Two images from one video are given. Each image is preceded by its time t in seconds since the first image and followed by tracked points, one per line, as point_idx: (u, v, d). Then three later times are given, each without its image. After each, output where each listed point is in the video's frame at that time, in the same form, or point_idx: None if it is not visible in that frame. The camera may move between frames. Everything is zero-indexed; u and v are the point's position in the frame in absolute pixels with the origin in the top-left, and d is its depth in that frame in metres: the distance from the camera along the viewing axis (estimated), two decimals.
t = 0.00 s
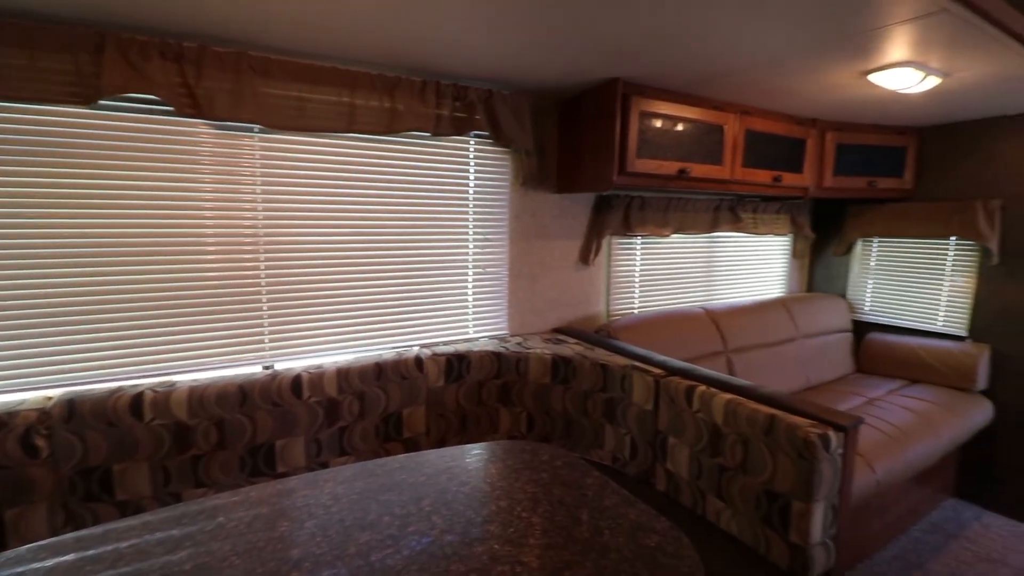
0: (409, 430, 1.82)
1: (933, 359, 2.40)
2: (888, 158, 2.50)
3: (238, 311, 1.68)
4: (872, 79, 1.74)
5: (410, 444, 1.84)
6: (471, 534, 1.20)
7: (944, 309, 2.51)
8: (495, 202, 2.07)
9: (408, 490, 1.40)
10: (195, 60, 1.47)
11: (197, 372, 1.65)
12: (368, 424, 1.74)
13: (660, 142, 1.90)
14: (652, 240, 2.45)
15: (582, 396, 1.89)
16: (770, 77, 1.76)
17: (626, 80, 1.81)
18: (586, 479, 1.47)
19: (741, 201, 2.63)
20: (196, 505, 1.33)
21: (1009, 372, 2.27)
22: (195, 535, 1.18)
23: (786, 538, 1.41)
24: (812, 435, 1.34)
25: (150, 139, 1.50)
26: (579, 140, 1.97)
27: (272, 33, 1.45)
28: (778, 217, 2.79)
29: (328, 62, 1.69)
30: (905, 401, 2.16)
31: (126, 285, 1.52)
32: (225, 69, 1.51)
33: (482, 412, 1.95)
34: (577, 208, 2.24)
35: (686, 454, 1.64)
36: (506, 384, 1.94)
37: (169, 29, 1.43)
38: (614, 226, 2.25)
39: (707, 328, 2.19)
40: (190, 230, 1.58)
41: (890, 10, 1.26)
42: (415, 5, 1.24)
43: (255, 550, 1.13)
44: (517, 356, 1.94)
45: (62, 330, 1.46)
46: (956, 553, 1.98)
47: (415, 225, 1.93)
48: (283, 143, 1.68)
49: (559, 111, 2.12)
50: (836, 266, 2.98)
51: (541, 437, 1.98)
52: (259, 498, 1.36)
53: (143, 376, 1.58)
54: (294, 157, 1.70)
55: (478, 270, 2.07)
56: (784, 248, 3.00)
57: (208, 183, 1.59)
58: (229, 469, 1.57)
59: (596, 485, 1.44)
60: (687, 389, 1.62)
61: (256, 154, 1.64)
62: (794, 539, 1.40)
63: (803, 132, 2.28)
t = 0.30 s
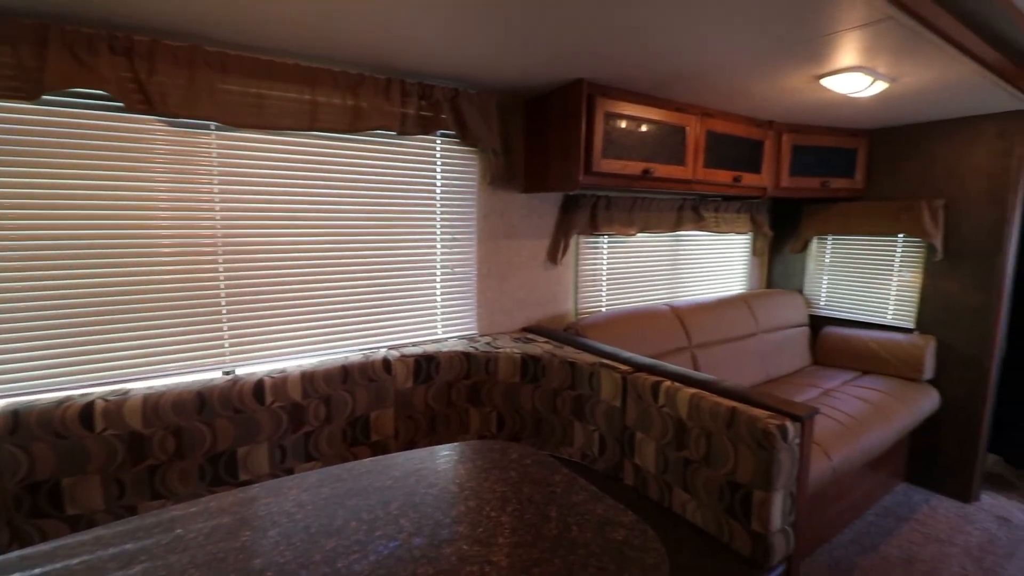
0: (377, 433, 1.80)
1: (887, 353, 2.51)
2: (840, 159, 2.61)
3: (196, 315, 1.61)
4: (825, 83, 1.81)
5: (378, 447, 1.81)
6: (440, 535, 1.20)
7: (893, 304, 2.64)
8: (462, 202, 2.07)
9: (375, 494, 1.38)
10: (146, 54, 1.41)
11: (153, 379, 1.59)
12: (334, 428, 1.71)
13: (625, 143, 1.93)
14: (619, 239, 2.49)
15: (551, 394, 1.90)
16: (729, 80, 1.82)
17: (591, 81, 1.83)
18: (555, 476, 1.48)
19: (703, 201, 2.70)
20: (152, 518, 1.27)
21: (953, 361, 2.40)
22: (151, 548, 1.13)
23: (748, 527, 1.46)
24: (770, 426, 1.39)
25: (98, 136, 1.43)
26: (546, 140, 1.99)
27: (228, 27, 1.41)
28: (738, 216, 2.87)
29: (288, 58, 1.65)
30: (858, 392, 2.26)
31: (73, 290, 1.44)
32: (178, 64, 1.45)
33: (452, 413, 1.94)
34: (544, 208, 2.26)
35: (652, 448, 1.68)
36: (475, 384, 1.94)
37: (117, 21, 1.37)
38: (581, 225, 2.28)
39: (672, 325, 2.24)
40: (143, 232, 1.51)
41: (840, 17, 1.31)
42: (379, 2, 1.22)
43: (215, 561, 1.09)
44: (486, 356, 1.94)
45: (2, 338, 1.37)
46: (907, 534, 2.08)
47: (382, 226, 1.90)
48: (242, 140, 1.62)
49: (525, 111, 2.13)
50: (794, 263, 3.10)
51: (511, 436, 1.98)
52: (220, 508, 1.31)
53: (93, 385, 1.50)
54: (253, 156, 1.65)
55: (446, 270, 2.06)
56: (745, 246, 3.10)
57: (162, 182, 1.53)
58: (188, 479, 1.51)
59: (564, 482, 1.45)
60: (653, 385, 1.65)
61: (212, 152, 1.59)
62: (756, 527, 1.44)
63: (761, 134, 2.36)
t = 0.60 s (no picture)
0: (358, 436, 1.78)
1: (860, 349, 2.58)
2: (814, 160, 2.67)
3: (170, 317, 1.58)
4: (799, 86, 1.85)
5: (360, 449, 1.80)
6: (422, 537, 1.19)
7: (866, 301, 2.71)
8: (444, 201, 2.06)
9: (356, 497, 1.36)
10: (116, 49, 1.37)
11: (125, 383, 1.54)
12: (314, 431, 1.69)
13: (605, 143, 1.94)
14: (600, 239, 2.51)
15: (534, 393, 1.91)
16: (707, 82, 1.85)
17: (571, 82, 1.84)
18: (537, 475, 1.48)
19: (682, 201, 2.73)
20: (126, 525, 1.24)
21: (922, 357, 2.48)
22: (124, 556, 1.10)
23: (727, 521, 1.48)
24: (748, 422, 1.41)
25: (66, 133, 1.39)
26: (527, 140, 1.99)
27: (202, 22, 1.38)
28: (716, 216, 2.91)
29: (264, 55, 1.63)
30: (833, 387, 2.32)
31: (39, 292, 1.39)
32: (150, 60, 1.42)
33: (434, 414, 1.93)
34: (525, 207, 2.27)
35: (633, 445, 1.69)
36: (458, 384, 1.93)
37: (85, 16, 1.33)
38: (563, 225, 2.29)
39: (652, 323, 2.26)
40: (114, 232, 1.47)
41: (813, 20, 1.35)
42: None
43: (191, 568, 1.06)
44: (468, 356, 1.93)
45: None
46: (880, 526, 2.15)
47: (362, 225, 1.89)
48: (217, 139, 1.59)
49: (505, 111, 2.13)
50: (771, 261, 3.16)
51: (494, 436, 1.98)
52: (197, 513, 1.29)
53: (62, 390, 1.45)
54: (228, 155, 1.61)
55: (428, 270, 2.05)
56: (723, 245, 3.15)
57: (134, 181, 1.49)
58: (163, 485, 1.47)
59: (546, 481, 1.45)
60: (634, 383, 1.67)
61: (186, 151, 1.55)
62: (734, 522, 1.47)
63: (737, 135, 2.41)
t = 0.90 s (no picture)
0: (339, 438, 1.76)
1: (835, 346, 2.63)
2: (790, 161, 2.73)
3: (144, 319, 1.54)
4: (775, 89, 1.89)
5: (340, 452, 1.78)
6: (404, 540, 1.18)
7: (840, 300, 2.78)
8: (425, 202, 2.05)
9: (335, 501, 1.35)
10: (86, 44, 1.33)
11: (96, 388, 1.50)
12: (293, 434, 1.67)
13: (586, 144, 1.95)
14: (581, 239, 2.53)
15: (516, 393, 1.91)
16: (685, 84, 1.87)
17: (552, 82, 1.85)
18: (519, 475, 1.49)
19: (662, 201, 2.76)
20: (97, 533, 1.21)
21: (894, 353, 2.55)
22: (95, 567, 1.07)
23: (707, 517, 1.50)
24: (727, 419, 1.43)
25: (33, 131, 1.34)
26: (508, 140, 1.99)
27: (176, 17, 1.34)
28: (695, 216, 2.95)
29: (240, 52, 1.59)
30: (809, 384, 2.37)
31: (4, 294, 1.34)
32: (121, 56, 1.38)
33: (416, 415, 1.92)
34: (507, 208, 2.26)
35: (615, 444, 1.71)
36: (439, 385, 1.93)
37: (52, 9, 1.29)
38: (544, 225, 2.29)
39: (633, 322, 2.28)
40: (84, 233, 1.43)
41: (788, 24, 1.37)
42: None
43: None
44: (450, 356, 1.92)
45: None
46: (855, 519, 2.20)
47: (342, 226, 1.87)
48: (191, 137, 1.56)
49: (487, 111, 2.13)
50: (748, 261, 3.21)
51: (476, 437, 1.98)
52: (172, 520, 1.26)
53: (30, 395, 1.40)
54: (203, 154, 1.58)
55: (409, 270, 2.04)
56: (703, 245, 3.20)
57: (105, 180, 1.44)
58: (136, 492, 1.43)
59: (527, 481, 1.46)
60: (615, 382, 1.68)
61: (159, 149, 1.51)
62: (713, 517, 1.49)
63: (715, 137, 2.44)
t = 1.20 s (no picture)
0: (305, 444, 1.72)
1: (794, 341, 2.73)
2: (752, 162, 2.82)
3: (96, 324, 1.47)
4: (736, 92, 1.94)
5: (306, 458, 1.74)
6: (371, 544, 1.17)
7: (800, 296, 2.88)
8: (392, 201, 2.03)
9: (301, 508, 1.32)
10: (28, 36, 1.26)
11: (43, 399, 1.42)
12: (257, 441, 1.62)
13: (554, 145, 1.96)
14: (550, 238, 2.54)
15: (486, 393, 1.91)
16: (650, 86, 1.90)
17: (519, 83, 1.85)
18: (489, 475, 1.49)
19: (630, 201, 2.80)
20: (44, 551, 1.15)
21: (850, 347, 2.66)
22: None
23: (674, 510, 1.54)
24: (691, 414, 1.47)
25: None
26: (477, 140, 1.99)
27: (127, 9, 1.29)
28: (661, 216, 3.00)
29: (197, 47, 1.54)
30: (771, 378, 2.45)
31: None
32: (68, 49, 1.31)
33: (385, 417, 1.90)
34: (476, 208, 2.26)
35: (585, 441, 1.73)
36: (408, 388, 1.91)
37: None
38: (513, 225, 2.30)
39: (602, 321, 2.31)
40: (29, 235, 1.35)
41: (747, 29, 1.41)
42: None
43: None
44: (420, 358, 1.91)
45: None
46: (815, 506, 2.29)
47: (307, 226, 1.83)
48: (145, 135, 1.50)
49: (455, 111, 2.12)
50: (713, 259, 3.30)
51: (447, 438, 1.97)
52: (126, 535, 1.20)
53: None
54: (158, 151, 1.52)
55: (376, 271, 2.01)
56: (669, 244, 3.27)
57: (52, 179, 1.37)
58: (88, 506, 1.36)
59: (497, 481, 1.46)
60: (584, 380, 1.70)
61: (111, 147, 1.45)
62: (680, 510, 1.52)
63: (680, 138, 2.50)
